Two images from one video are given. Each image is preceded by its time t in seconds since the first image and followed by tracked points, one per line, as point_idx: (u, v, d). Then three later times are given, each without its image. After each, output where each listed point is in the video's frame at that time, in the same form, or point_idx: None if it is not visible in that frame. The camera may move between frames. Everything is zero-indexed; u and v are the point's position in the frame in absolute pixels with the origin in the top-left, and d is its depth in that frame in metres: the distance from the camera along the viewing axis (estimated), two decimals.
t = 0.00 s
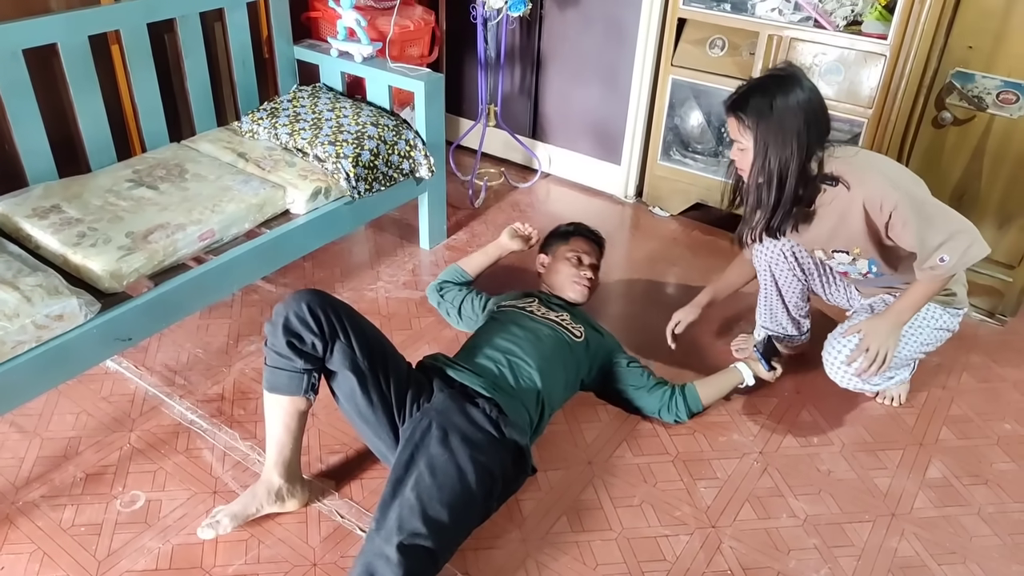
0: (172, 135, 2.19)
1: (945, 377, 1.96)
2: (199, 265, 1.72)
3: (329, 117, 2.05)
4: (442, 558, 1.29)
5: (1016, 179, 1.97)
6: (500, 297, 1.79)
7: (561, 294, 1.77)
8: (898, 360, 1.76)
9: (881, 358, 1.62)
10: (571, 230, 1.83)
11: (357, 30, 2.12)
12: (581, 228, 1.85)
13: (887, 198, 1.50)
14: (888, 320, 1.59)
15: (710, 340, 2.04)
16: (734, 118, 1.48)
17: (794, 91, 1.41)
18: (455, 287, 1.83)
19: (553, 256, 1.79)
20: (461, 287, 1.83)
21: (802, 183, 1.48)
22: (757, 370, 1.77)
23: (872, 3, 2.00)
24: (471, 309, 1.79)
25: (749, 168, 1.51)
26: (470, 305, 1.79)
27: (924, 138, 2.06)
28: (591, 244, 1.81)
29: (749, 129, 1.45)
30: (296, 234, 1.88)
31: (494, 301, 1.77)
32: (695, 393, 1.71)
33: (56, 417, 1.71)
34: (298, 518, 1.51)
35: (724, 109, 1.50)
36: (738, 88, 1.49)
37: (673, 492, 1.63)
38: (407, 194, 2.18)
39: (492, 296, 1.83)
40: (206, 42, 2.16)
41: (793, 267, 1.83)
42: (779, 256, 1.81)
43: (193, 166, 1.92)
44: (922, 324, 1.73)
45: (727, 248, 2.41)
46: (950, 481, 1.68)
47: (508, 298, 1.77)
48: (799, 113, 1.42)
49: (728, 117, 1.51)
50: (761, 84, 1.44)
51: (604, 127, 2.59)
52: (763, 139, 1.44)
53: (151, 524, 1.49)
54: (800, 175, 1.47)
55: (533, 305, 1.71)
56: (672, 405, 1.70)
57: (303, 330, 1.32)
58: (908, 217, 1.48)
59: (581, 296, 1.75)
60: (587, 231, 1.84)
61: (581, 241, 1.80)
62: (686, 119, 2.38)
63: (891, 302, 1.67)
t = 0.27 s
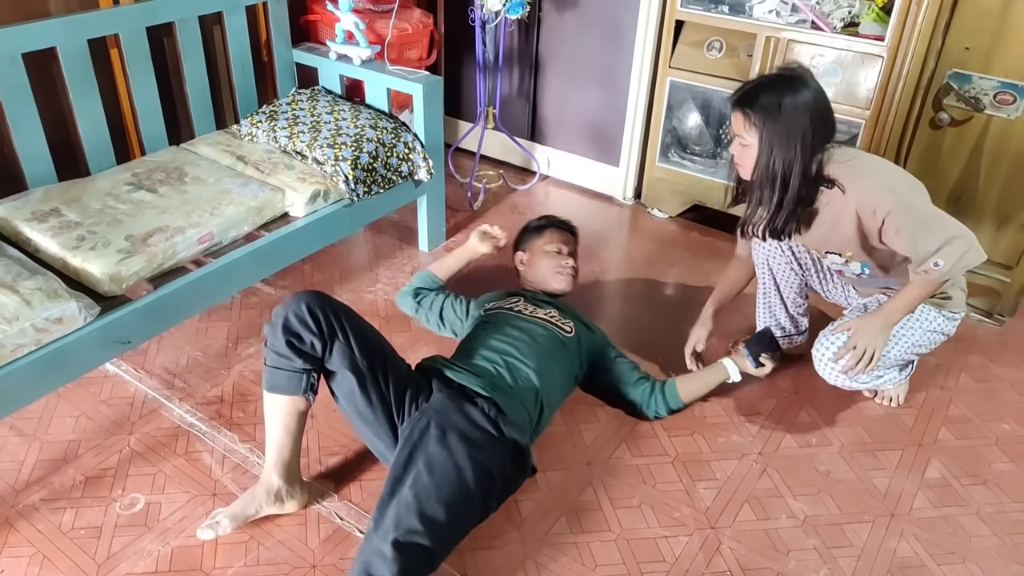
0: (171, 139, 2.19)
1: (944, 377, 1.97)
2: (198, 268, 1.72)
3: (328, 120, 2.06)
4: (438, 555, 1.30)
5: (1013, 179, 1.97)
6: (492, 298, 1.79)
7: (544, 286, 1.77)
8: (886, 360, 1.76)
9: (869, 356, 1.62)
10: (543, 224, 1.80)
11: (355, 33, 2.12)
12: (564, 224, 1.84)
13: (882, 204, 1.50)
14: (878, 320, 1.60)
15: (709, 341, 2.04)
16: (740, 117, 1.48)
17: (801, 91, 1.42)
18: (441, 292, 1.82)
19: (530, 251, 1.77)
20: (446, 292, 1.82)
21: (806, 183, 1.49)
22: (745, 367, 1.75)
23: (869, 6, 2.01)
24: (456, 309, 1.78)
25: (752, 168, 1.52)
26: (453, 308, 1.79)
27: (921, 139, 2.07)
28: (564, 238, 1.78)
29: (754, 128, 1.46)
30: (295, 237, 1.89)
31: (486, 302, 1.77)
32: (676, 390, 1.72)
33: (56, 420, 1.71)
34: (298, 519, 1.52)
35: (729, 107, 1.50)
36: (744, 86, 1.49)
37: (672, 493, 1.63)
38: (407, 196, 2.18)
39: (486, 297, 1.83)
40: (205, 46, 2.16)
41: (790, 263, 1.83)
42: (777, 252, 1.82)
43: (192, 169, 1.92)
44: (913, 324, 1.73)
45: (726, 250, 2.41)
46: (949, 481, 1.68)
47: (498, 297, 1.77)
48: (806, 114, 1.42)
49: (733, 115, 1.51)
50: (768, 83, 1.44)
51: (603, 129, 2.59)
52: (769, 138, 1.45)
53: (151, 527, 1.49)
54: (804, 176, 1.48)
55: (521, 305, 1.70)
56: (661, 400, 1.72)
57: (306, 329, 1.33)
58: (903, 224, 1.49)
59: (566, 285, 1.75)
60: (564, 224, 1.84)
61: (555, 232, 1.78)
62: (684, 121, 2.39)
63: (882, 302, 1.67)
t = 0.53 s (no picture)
0: (171, 139, 2.19)
1: (944, 378, 1.97)
2: (198, 268, 1.72)
3: (328, 120, 2.06)
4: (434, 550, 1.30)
5: (1014, 180, 1.97)
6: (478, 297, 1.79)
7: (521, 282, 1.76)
8: (888, 359, 1.76)
9: (870, 358, 1.63)
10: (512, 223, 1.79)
11: (355, 33, 2.12)
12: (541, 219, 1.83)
13: (873, 203, 1.51)
14: (876, 321, 1.60)
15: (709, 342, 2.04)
16: (729, 117, 1.48)
17: (789, 93, 1.42)
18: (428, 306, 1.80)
19: (508, 250, 1.76)
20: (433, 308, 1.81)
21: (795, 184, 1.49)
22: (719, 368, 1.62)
23: (869, 7, 2.01)
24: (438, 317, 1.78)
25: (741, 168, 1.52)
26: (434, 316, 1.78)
27: (921, 140, 2.07)
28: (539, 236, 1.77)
29: (744, 129, 1.46)
30: (295, 237, 1.89)
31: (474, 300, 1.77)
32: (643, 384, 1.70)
33: (57, 420, 1.71)
34: (298, 519, 1.52)
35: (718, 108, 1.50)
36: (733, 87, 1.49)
37: (672, 493, 1.63)
38: (407, 196, 2.18)
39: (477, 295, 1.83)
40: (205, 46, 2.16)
41: (784, 265, 1.83)
42: (770, 255, 1.82)
43: (193, 169, 1.92)
44: (911, 323, 1.73)
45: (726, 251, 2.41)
46: (949, 481, 1.68)
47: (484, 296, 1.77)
48: (793, 115, 1.42)
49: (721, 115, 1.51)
50: (756, 85, 1.44)
51: (603, 129, 2.59)
52: (759, 140, 1.45)
53: (151, 526, 1.49)
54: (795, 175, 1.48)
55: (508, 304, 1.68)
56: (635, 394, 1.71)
57: (310, 323, 1.34)
58: (893, 222, 1.49)
59: (550, 275, 1.74)
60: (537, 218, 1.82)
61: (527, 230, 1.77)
62: (684, 121, 2.39)
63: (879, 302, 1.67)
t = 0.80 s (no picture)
0: (170, 141, 2.19)
1: (944, 378, 1.97)
2: (198, 271, 1.72)
3: (328, 122, 2.06)
4: (428, 547, 1.29)
5: (1013, 179, 1.97)
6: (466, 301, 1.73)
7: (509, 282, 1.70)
8: (891, 358, 1.76)
9: (873, 359, 1.64)
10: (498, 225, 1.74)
11: (354, 35, 2.12)
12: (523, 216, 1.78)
13: (856, 199, 1.51)
14: (875, 323, 1.60)
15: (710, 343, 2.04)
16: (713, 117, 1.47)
17: (773, 93, 1.42)
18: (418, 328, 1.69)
19: (497, 251, 1.71)
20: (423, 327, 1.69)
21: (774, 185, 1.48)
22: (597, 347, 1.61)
23: (868, 6, 2.00)
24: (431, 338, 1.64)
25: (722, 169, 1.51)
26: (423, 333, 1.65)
27: (920, 140, 2.07)
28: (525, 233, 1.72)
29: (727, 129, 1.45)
30: (295, 239, 1.89)
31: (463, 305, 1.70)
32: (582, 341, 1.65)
33: (58, 423, 1.71)
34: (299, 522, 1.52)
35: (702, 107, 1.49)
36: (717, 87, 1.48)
37: (673, 494, 1.63)
38: (406, 198, 2.18)
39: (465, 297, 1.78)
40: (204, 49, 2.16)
41: (774, 267, 1.84)
42: (759, 257, 1.84)
43: (192, 172, 1.92)
44: (907, 320, 1.73)
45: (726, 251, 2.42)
46: (950, 481, 1.68)
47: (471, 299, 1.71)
48: (777, 116, 1.42)
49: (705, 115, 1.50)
50: (740, 85, 1.44)
51: (602, 130, 2.59)
52: (741, 139, 1.44)
53: (153, 530, 1.49)
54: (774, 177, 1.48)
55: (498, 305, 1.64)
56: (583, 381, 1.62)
57: (312, 325, 1.32)
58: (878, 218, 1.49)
59: (539, 277, 1.69)
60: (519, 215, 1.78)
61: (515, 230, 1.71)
62: (684, 122, 2.38)
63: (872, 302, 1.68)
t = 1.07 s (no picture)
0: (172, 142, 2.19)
1: (946, 381, 1.96)
2: (200, 273, 1.72)
3: (330, 124, 2.06)
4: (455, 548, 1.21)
5: (1015, 183, 1.97)
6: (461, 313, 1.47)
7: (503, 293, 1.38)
8: (888, 357, 1.75)
9: (872, 361, 1.63)
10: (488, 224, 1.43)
11: (357, 37, 2.12)
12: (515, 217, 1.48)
13: (854, 199, 1.51)
14: (872, 323, 1.59)
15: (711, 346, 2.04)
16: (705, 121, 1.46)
17: (764, 94, 1.41)
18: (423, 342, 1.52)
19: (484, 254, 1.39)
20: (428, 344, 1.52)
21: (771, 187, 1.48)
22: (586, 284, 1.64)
23: (870, 9, 2.02)
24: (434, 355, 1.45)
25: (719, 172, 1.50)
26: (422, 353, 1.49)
27: (922, 143, 2.05)
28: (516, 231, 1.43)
29: (721, 133, 1.44)
30: (296, 241, 1.89)
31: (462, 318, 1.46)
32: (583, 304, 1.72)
33: (59, 424, 1.71)
34: (301, 524, 1.52)
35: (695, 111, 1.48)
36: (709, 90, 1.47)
37: (675, 497, 1.63)
38: (407, 200, 2.18)
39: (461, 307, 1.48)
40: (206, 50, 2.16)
41: (772, 269, 1.83)
42: (756, 260, 1.82)
43: (194, 173, 1.92)
44: (904, 319, 1.73)
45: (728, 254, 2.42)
46: (953, 485, 1.68)
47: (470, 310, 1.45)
48: (769, 117, 1.41)
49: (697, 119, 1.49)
50: (731, 87, 1.43)
51: (603, 132, 2.59)
52: (736, 142, 1.43)
53: (154, 531, 1.49)
54: (771, 179, 1.47)
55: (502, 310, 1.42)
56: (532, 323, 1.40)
57: (340, 360, 1.16)
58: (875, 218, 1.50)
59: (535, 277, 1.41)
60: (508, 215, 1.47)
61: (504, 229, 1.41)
62: (685, 125, 2.38)
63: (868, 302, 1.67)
